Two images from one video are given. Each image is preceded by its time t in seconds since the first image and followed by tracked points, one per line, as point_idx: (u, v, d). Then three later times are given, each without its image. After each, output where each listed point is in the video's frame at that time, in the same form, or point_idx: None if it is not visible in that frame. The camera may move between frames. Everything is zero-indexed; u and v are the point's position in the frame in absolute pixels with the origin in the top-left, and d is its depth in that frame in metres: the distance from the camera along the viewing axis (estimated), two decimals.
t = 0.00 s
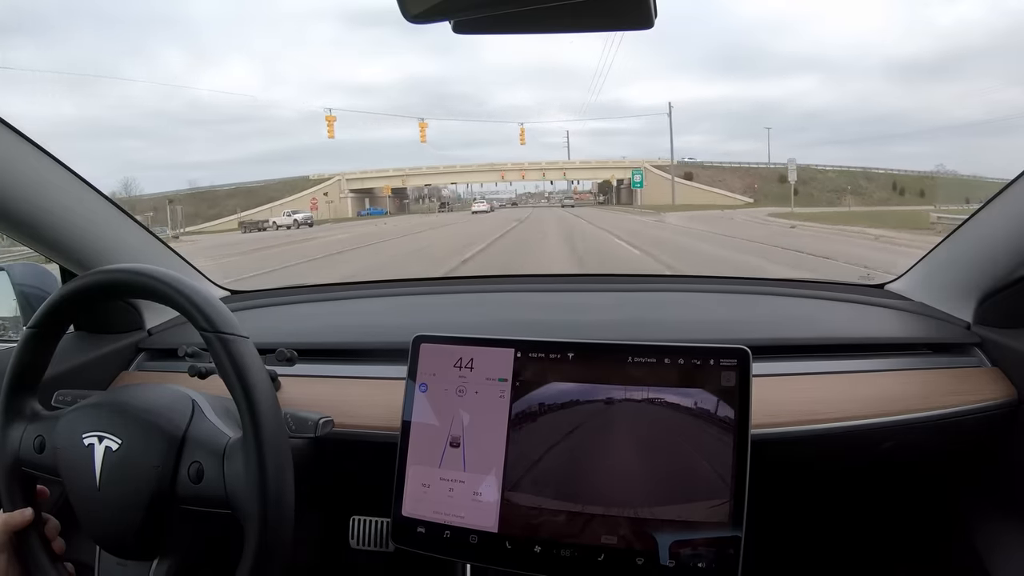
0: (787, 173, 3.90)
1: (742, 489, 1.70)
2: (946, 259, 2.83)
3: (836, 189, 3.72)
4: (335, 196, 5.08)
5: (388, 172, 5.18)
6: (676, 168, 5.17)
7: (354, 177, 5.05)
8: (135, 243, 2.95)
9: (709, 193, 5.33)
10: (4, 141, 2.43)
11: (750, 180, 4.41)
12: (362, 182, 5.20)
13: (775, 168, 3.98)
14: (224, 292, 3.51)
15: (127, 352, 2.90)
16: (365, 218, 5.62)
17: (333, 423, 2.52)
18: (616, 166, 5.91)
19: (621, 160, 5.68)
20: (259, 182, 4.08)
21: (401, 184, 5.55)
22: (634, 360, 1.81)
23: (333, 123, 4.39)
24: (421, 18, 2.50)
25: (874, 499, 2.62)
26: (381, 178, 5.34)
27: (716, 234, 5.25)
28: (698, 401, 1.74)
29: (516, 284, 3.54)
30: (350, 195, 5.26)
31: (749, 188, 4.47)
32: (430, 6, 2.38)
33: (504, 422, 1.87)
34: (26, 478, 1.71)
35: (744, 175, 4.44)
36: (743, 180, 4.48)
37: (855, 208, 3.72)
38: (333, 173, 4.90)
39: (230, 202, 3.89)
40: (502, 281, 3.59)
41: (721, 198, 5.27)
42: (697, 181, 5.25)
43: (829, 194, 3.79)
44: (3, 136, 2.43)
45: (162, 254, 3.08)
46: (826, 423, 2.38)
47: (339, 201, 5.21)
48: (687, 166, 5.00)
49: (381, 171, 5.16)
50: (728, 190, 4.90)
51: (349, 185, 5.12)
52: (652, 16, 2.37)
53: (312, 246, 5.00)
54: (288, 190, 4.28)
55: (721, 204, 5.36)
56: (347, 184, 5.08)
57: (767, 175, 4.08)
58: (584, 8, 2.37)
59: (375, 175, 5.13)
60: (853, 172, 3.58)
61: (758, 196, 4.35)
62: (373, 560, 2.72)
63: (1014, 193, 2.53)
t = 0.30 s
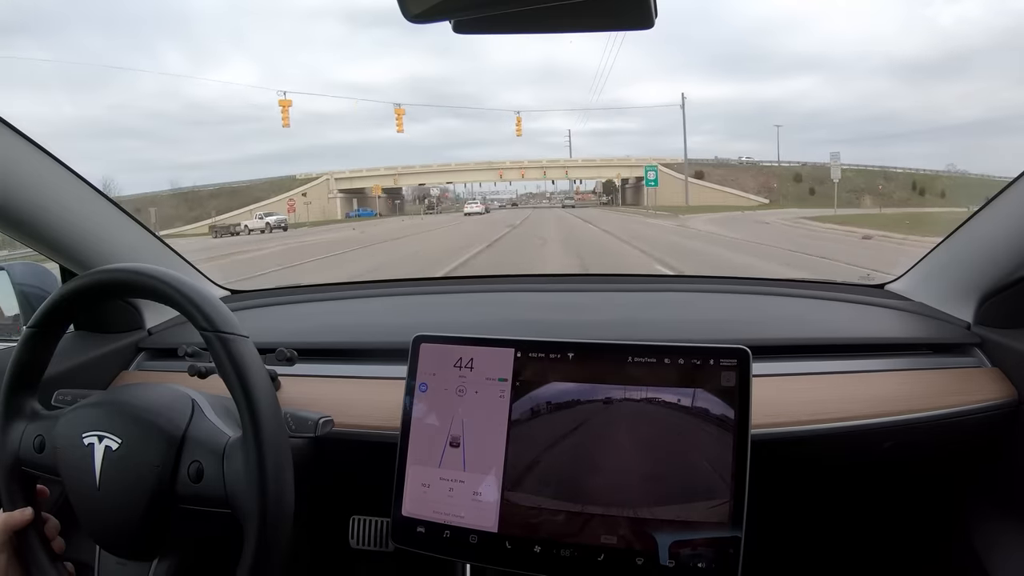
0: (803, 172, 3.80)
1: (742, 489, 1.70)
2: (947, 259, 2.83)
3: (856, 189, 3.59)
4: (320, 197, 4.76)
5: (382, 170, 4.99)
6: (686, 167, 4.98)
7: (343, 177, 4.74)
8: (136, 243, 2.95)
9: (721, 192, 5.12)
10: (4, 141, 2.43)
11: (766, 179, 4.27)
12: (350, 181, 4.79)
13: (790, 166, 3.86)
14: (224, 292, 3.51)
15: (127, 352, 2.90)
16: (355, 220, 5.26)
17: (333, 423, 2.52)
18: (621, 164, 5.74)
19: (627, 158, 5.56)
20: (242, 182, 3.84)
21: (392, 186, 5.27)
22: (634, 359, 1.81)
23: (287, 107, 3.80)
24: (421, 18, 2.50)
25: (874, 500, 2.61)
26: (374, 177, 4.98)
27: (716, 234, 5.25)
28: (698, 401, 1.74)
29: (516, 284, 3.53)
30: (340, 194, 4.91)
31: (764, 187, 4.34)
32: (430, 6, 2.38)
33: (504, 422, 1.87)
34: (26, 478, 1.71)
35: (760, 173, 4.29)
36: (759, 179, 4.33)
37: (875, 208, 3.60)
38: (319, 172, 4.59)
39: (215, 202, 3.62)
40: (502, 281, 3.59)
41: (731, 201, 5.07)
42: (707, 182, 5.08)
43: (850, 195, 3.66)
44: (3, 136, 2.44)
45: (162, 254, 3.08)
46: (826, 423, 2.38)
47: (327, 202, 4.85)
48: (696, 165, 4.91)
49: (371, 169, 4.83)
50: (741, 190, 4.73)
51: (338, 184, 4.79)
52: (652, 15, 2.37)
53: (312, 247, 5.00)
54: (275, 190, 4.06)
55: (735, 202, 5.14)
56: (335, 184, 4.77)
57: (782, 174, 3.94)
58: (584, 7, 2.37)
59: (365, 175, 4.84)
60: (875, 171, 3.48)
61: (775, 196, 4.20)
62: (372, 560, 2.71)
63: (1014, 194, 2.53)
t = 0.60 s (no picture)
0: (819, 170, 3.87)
1: (742, 489, 1.70)
2: (947, 259, 2.83)
3: (873, 188, 3.59)
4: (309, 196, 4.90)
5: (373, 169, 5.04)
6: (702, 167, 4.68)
7: (331, 178, 4.83)
8: (135, 244, 2.95)
9: (738, 191, 4.69)
10: (3, 142, 2.43)
11: (783, 178, 4.09)
12: (340, 182, 4.88)
13: (806, 165, 3.90)
14: (224, 293, 3.51)
15: (127, 353, 2.90)
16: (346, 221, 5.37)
17: (333, 423, 2.52)
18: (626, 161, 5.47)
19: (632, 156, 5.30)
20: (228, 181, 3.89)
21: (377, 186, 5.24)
22: (634, 360, 1.81)
23: (222, 88, 3.62)
24: (420, 19, 2.50)
25: (874, 499, 2.61)
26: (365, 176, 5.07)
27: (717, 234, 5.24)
28: (699, 401, 1.74)
29: (517, 284, 3.53)
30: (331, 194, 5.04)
31: (780, 186, 4.17)
32: (430, 6, 2.38)
33: (505, 422, 1.87)
34: (26, 480, 1.71)
35: (775, 172, 4.15)
36: (773, 177, 4.18)
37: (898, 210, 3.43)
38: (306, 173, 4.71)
39: (199, 203, 3.58)
40: (503, 282, 3.59)
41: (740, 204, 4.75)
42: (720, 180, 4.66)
43: (866, 194, 3.72)
44: (3, 137, 2.44)
45: (162, 254, 3.08)
46: (826, 423, 2.38)
47: (316, 201, 5.00)
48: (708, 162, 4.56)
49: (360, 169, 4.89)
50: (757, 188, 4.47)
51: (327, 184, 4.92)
52: (652, 15, 2.37)
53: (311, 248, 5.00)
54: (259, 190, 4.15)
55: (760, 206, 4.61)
56: (323, 184, 4.90)
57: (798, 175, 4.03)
58: (584, 8, 2.36)
59: (351, 176, 4.89)
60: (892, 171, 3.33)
61: (789, 196, 4.06)
62: (372, 561, 2.71)
63: (1014, 194, 2.53)
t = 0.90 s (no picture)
0: (841, 168, 3.82)
1: (742, 491, 1.70)
2: (947, 261, 2.83)
3: (897, 188, 3.53)
4: (293, 198, 4.61)
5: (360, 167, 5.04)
6: (717, 164, 4.33)
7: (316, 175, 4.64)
8: (135, 245, 2.95)
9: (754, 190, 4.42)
10: (3, 143, 2.43)
11: (801, 176, 4.08)
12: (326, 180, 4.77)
13: (825, 164, 3.87)
14: (224, 294, 3.51)
15: (126, 355, 2.90)
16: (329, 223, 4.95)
17: (333, 425, 2.52)
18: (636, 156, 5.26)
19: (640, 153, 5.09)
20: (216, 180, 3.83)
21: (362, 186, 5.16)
22: (634, 362, 1.80)
23: (118, 56, 3.10)
24: (420, 21, 2.51)
25: (874, 501, 2.61)
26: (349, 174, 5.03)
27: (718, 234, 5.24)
28: (698, 403, 1.74)
29: (517, 286, 3.53)
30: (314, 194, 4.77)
31: (798, 186, 4.15)
32: (430, 8, 2.38)
33: (504, 424, 1.87)
34: (26, 482, 1.70)
35: (792, 170, 4.12)
36: (790, 176, 4.15)
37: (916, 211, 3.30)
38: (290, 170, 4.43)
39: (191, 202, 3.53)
40: (503, 283, 3.59)
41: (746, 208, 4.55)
42: (741, 176, 4.36)
43: (891, 194, 3.61)
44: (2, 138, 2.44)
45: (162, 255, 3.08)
46: (826, 425, 2.38)
47: (299, 202, 4.69)
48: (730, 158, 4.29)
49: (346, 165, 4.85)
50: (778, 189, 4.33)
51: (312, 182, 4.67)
52: (652, 17, 2.36)
53: (311, 249, 4.99)
54: (237, 190, 3.93)
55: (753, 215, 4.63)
56: (307, 182, 4.64)
57: (817, 171, 3.93)
58: (584, 10, 2.36)
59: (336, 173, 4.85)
60: (916, 171, 3.35)
61: (810, 196, 4.03)
62: (372, 563, 2.70)
63: (1015, 195, 2.53)
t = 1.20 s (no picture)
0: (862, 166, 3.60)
1: (742, 490, 1.70)
2: (947, 260, 2.83)
3: (923, 189, 3.13)
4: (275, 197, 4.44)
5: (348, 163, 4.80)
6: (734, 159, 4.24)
7: (301, 172, 4.50)
8: (134, 244, 2.95)
9: (773, 189, 4.07)
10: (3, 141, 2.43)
11: (823, 174, 3.92)
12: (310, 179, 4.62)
13: (848, 161, 3.67)
14: (223, 293, 3.51)
15: (126, 353, 2.90)
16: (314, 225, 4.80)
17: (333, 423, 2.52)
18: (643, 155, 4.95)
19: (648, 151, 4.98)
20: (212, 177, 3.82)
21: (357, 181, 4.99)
22: (633, 360, 1.80)
23: None
24: (420, 19, 2.50)
25: (874, 500, 2.61)
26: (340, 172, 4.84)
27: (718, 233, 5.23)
28: (698, 402, 1.74)
29: (518, 285, 3.53)
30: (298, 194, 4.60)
31: (820, 185, 3.95)
32: (430, 7, 2.38)
33: (504, 422, 1.87)
34: (26, 480, 1.70)
35: (813, 168, 3.95)
36: (811, 174, 3.95)
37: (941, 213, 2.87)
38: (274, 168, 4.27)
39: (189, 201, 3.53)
40: (503, 282, 3.58)
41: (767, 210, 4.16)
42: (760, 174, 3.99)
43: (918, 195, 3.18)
44: (2, 137, 2.44)
45: (162, 254, 3.08)
46: (825, 424, 2.39)
47: (282, 203, 4.52)
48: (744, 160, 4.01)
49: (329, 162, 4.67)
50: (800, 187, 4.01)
51: (296, 182, 4.53)
52: (651, 16, 2.36)
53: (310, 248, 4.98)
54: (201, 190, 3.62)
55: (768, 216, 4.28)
56: (291, 180, 4.50)
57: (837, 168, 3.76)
58: (584, 8, 2.36)
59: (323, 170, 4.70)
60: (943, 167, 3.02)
61: (834, 196, 3.85)
62: (372, 561, 2.70)
63: (1016, 194, 2.53)
